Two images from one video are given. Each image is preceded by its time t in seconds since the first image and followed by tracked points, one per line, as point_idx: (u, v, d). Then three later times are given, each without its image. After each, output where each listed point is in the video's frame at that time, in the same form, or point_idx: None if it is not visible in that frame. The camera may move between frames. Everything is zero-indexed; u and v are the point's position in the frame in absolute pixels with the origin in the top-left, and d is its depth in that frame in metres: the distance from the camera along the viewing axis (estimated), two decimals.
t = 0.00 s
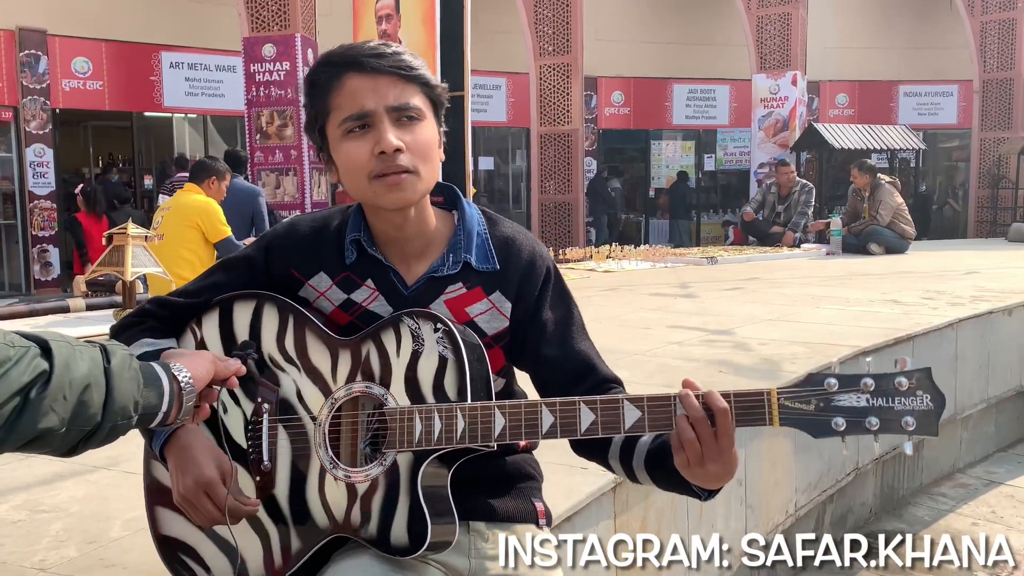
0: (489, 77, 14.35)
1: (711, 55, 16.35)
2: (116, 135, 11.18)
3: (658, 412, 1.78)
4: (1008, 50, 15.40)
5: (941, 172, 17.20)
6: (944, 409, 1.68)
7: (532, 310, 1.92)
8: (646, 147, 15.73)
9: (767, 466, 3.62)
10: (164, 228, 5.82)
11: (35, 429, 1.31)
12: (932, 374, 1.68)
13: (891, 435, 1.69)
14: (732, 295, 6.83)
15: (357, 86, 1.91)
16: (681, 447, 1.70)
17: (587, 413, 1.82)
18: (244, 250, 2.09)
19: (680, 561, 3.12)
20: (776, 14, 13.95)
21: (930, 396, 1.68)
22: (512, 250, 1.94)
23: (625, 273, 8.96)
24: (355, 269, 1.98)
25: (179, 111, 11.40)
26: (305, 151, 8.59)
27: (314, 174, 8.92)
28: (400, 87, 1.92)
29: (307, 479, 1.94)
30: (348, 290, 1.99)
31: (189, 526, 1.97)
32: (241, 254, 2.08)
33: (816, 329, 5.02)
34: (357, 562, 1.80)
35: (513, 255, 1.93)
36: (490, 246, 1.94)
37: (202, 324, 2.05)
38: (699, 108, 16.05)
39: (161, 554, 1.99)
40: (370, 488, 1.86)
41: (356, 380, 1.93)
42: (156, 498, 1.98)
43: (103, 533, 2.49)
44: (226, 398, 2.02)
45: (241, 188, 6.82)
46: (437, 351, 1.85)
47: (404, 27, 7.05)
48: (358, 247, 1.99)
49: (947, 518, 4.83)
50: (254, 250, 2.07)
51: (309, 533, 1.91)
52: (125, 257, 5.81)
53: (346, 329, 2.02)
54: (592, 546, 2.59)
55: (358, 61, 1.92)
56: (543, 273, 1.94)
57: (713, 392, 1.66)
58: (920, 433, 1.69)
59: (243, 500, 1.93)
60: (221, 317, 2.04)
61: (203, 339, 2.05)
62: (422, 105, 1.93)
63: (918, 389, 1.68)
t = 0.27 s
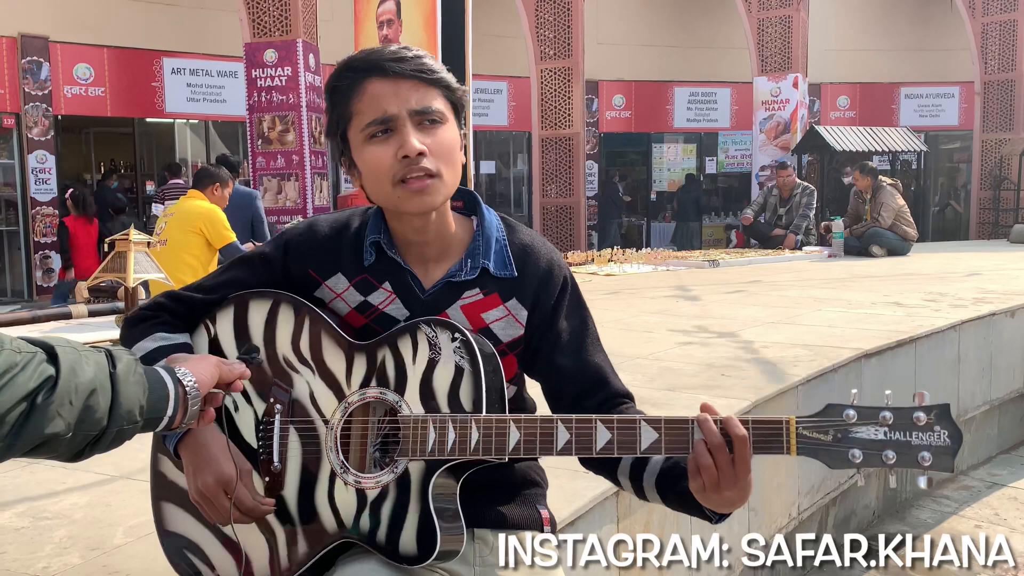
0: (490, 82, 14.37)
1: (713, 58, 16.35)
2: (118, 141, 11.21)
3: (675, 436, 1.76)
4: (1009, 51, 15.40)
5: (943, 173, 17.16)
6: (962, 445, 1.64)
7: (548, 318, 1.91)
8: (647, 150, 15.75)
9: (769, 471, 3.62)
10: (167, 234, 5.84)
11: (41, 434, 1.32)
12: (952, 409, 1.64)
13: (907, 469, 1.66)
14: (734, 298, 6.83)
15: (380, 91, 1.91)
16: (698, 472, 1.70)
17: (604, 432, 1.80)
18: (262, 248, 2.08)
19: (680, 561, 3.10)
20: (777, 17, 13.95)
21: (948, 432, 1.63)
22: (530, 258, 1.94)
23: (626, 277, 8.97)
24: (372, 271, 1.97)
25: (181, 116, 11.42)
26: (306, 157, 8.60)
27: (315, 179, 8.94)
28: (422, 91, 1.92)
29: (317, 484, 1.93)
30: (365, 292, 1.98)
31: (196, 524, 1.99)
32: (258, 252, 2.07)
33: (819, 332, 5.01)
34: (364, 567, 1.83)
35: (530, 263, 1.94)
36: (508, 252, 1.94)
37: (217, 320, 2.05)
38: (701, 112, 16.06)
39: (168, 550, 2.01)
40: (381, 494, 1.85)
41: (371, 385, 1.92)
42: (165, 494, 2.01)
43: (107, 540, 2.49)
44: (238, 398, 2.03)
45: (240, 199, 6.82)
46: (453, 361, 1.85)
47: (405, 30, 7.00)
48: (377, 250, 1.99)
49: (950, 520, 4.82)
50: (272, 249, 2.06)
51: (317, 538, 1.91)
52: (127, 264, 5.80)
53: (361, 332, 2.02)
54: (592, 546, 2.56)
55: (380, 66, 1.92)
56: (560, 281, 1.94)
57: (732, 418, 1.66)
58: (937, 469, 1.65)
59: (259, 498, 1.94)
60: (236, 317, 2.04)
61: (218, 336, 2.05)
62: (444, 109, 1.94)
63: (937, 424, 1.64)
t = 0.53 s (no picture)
0: (489, 84, 14.39)
1: (712, 59, 16.37)
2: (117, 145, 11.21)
3: (685, 451, 1.75)
4: (1008, 51, 15.41)
5: (943, 174, 17.15)
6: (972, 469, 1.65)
7: (559, 321, 1.91)
8: (647, 152, 15.76)
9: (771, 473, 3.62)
10: (168, 238, 5.84)
11: (41, 441, 1.31)
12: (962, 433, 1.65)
13: (916, 491, 1.67)
14: (734, 299, 6.83)
15: (387, 96, 1.92)
16: (709, 488, 1.70)
17: (614, 444, 1.79)
18: (273, 244, 2.08)
19: (680, 561, 3.09)
20: (775, 18, 13.96)
21: (958, 456, 1.64)
22: (541, 261, 1.94)
23: (626, 279, 8.97)
24: (384, 269, 1.97)
25: (180, 120, 11.42)
26: (306, 160, 8.61)
27: (315, 182, 8.94)
28: (429, 94, 1.92)
29: (323, 487, 1.92)
30: (376, 290, 1.97)
31: (200, 523, 1.99)
32: (269, 249, 2.07)
33: (819, 333, 5.01)
34: (369, 569, 1.83)
35: (542, 266, 1.93)
36: (519, 254, 1.93)
37: (225, 317, 2.06)
38: (700, 113, 16.08)
39: (170, 548, 2.01)
40: (388, 498, 1.85)
41: (380, 388, 1.92)
42: (171, 490, 2.02)
43: (107, 544, 2.49)
44: (245, 396, 2.02)
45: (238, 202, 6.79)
46: (464, 367, 1.84)
47: (404, 33, 7.11)
48: (389, 247, 1.98)
49: (951, 520, 4.82)
50: (284, 245, 2.06)
51: (322, 541, 1.90)
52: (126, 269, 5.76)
53: (371, 331, 2.01)
54: (592, 546, 2.55)
55: (386, 71, 1.92)
56: (571, 285, 1.94)
57: (745, 436, 1.67)
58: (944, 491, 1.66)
59: (270, 494, 1.93)
60: (245, 315, 2.04)
61: (226, 333, 2.05)
62: (451, 111, 1.94)
63: (946, 447, 1.65)
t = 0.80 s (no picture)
0: (487, 85, 14.39)
1: (710, 62, 16.39)
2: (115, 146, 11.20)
3: (684, 450, 1.75)
4: (1005, 53, 15.44)
5: (940, 176, 17.18)
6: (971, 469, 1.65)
7: (558, 322, 1.91)
8: (645, 154, 15.78)
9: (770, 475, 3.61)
10: (166, 239, 5.82)
11: (40, 441, 1.31)
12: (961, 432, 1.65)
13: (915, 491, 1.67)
14: (733, 301, 6.83)
15: (378, 98, 1.92)
16: (708, 487, 1.69)
17: (614, 444, 1.79)
18: (273, 246, 2.08)
19: (680, 561, 3.09)
20: (773, 20, 13.98)
21: (957, 455, 1.65)
22: (540, 263, 1.94)
23: (624, 280, 8.97)
24: (384, 270, 1.97)
25: (178, 122, 11.41)
26: (304, 162, 8.62)
27: (313, 184, 8.94)
28: (421, 94, 1.92)
29: (323, 486, 1.92)
30: (377, 291, 1.97)
31: (199, 522, 1.99)
32: (269, 250, 2.07)
33: (818, 334, 5.02)
34: (369, 570, 1.83)
35: (541, 268, 1.93)
36: (519, 256, 1.94)
37: (226, 318, 2.05)
38: (698, 115, 16.10)
39: (170, 548, 2.00)
40: (388, 498, 1.85)
41: (380, 389, 1.91)
42: (169, 490, 2.01)
43: (106, 546, 2.48)
44: (245, 396, 2.02)
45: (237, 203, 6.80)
46: (464, 367, 1.83)
47: (401, 34, 7.10)
48: (389, 248, 1.99)
49: (951, 521, 4.82)
50: (283, 247, 2.06)
51: (322, 541, 1.90)
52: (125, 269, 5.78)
53: (371, 332, 2.01)
54: (592, 546, 2.54)
55: (377, 73, 1.92)
56: (569, 286, 1.94)
57: (743, 436, 1.66)
58: (943, 491, 1.66)
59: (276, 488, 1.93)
60: (246, 316, 2.04)
61: (225, 333, 2.05)
62: (444, 110, 1.93)
63: (945, 447, 1.65)
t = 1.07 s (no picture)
0: (487, 84, 14.39)
1: (710, 60, 16.39)
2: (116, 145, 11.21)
3: (678, 437, 1.75)
4: (1006, 52, 15.42)
5: (941, 175, 17.16)
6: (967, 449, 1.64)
7: (550, 317, 1.91)
8: (646, 153, 15.77)
9: (769, 473, 3.61)
10: (167, 237, 5.82)
11: (43, 440, 1.31)
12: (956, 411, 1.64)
13: (911, 471, 1.66)
14: (734, 300, 6.83)
15: (360, 96, 1.92)
16: (703, 474, 1.69)
17: (607, 433, 1.79)
18: (267, 248, 2.09)
19: (680, 561, 3.09)
20: (774, 19, 13.98)
21: (952, 435, 1.63)
22: (532, 258, 1.94)
23: (625, 279, 8.96)
24: (377, 269, 1.97)
25: (179, 121, 11.42)
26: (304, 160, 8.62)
27: (314, 183, 8.93)
28: (402, 90, 1.92)
29: (320, 485, 1.93)
30: (370, 290, 1.97)
31: (201, 525, 2.00)
32: (264, 253, 2.08)
33: (819, 333, 5.01)
34: (367, 567, 1.82)
35: (533, 263, 1.93)
36: (511, 252, 1.93)
37: (222, 322, 2.07)
38: (699, 114, 16.09)
39: (171, 551, 2.01)
40: (384, 495, 1.85)
41: (375, 387, 1.92)
42: (170, 493, 2.02)
43: (107, 544, 2.49)
44: (243, 399, 2.03)
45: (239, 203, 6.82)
46: (457, 361, 1.83)
47: (402, 32, 7.10)
48: (381, 247, 1.99)
49: (951, 520, 4.83)
50: (277, 249, 2.06)
51: (320, 538, 1.90)
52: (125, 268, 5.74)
53: (367, 331, 2.01)
54: (592, 546, 2.54)
55: (358, 70, 1.93)
56: (562, 281, 1.93)
57: (739, 427, 1.64)
58: (940, 472, 1.65)
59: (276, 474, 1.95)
60: (241, 318, 2.05)
61: (223, 337, 2.07)
62: (427, 105, 1.93)
63: (940, 427, 1.64)
